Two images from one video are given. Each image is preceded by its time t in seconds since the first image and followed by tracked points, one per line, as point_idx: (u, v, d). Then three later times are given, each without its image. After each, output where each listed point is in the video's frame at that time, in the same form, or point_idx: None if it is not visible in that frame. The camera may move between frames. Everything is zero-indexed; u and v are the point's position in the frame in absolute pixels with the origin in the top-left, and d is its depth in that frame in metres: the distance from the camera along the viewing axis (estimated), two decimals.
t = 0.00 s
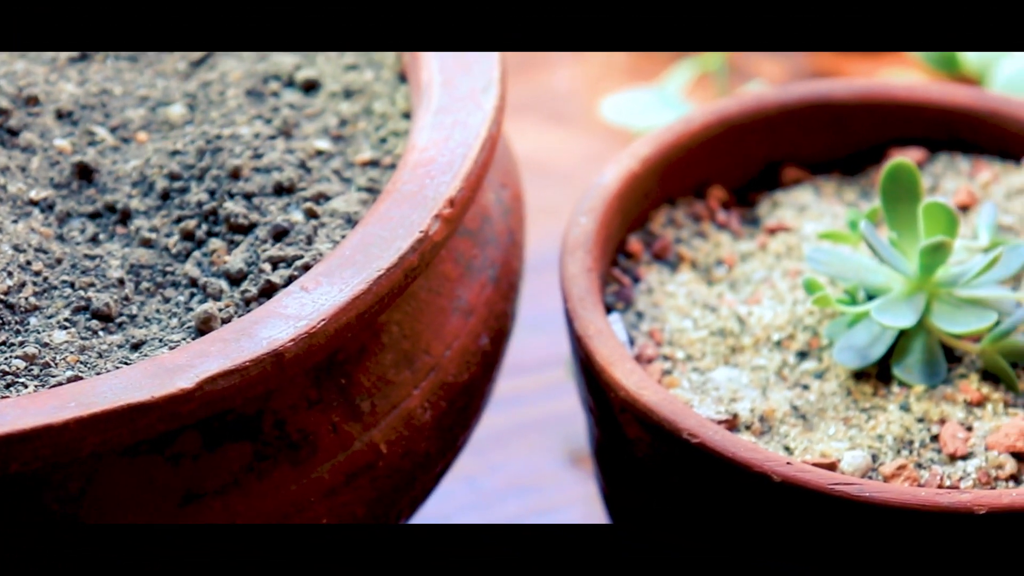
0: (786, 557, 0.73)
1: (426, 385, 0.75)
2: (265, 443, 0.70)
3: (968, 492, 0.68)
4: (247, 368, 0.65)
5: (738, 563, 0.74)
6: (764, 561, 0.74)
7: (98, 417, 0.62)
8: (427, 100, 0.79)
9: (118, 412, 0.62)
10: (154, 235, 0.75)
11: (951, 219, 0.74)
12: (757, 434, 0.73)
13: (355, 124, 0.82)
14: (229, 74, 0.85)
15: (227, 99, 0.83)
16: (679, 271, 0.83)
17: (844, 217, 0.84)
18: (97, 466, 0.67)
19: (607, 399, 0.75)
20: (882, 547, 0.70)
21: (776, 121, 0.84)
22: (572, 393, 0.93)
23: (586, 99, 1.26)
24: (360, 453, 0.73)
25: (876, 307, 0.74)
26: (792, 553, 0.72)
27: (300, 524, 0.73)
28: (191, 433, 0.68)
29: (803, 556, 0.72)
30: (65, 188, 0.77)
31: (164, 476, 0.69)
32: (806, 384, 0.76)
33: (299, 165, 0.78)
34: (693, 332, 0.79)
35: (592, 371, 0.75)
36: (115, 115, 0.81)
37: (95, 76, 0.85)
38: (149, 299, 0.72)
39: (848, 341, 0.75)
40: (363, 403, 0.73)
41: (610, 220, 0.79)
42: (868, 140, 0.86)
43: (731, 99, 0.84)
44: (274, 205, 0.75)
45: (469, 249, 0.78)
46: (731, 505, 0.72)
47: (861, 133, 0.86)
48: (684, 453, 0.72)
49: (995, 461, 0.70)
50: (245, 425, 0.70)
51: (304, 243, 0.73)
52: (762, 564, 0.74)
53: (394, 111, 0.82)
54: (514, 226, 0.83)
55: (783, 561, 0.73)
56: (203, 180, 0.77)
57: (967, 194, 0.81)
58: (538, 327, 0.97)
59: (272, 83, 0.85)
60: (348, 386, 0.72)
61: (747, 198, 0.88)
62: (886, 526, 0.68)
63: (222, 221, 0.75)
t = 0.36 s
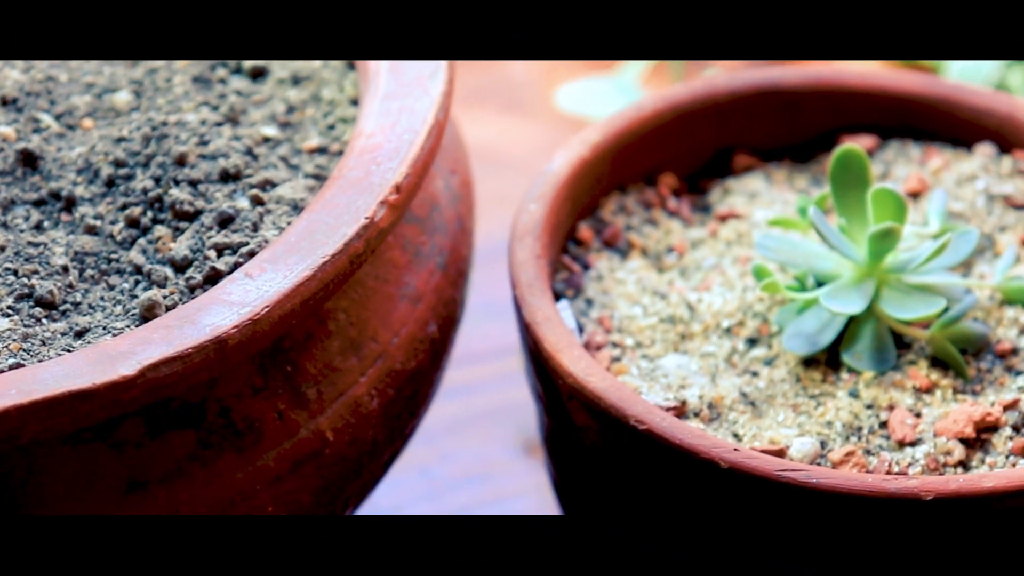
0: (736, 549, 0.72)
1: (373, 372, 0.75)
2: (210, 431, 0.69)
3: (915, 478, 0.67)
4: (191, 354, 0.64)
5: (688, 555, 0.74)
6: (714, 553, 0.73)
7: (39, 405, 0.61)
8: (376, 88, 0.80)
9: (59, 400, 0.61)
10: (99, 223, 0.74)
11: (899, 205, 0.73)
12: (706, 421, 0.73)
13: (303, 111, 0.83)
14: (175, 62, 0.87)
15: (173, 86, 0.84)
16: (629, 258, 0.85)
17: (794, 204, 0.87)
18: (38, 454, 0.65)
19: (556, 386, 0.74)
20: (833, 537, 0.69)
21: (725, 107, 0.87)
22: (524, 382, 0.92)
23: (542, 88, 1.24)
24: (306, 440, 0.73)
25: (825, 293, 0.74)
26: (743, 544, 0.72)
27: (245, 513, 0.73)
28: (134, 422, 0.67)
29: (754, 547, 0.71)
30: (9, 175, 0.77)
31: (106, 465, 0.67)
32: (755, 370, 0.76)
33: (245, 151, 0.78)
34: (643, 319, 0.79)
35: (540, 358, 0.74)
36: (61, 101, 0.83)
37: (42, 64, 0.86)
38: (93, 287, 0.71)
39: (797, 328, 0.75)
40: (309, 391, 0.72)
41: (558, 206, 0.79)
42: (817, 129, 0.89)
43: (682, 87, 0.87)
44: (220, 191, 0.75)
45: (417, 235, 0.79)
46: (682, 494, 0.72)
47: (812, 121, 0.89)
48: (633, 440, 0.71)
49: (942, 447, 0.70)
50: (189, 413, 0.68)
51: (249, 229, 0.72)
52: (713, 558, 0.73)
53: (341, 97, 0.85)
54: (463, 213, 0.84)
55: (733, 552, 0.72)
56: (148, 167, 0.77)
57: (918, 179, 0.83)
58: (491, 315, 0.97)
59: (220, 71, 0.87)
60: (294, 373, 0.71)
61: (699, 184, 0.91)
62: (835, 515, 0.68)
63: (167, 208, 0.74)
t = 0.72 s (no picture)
0: (712, 543, 0.72)
1: (349, 365, 0.75)
2: (186, 424, 0.68)
3: (890, 469, 0.67)
4: (165, 348, 0.63)
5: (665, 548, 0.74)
6: (691, 546, 0.73)
7: (12, 400, 0.60)
8: (350, 82, 0.81)
9: (33, 395, 0.60)
10: (73, 217, 0.74)
11: (874, 196, 0.73)
12: (682, 413, 0.73)
13: (278, 105, 0.84)
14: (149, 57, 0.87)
15: (149, 80, 0.84)
16: (605, 251, 0.85)
17: (770, 197, 0.88)
18: (11, 448, 0.64)
19: (533, 379, 0.74)
20: (807, 533, 0.69)
21: (700, 99, 0.88)
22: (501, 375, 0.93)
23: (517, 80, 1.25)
24: (282, 433, 0.72)
25: (801, 286, 0.74)
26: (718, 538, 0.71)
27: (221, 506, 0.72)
28: (109, 415, 0.66)
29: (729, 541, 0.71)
30: None
31: (81, 459, 0.66)
32: (732, 362, 0.76)
33: (220, 145, 0.78)
34: (619, 311, 0.80)
35: (516, 350, 0.74)
36: (35, 96, 0.84)
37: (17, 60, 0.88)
38: (68, 281, 0.71)
39: (772, 320, 0.75)
40: (285, 384, 0.72)
41: (533, 199, 0.80)
42: (790, 120, 0.91)
43: (657, 81, 0.88)
44: (195, 185, 0.75)
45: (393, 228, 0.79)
46: (660, 489, 0.71)
47: (785, 111, 0.90)
48: (610, 434, 0.71)
49: (918, 439, 0.70)
50: (166, 406, 0.67)
51: (224, 223, 0.72)
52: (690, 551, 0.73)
53: (316, 90, 0.85)
54: (440, 207, 0.84)
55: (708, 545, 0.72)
56: (123, 161, 0.77)
57: (894, 171, 0.85)
58: (462, 309, 0.97)
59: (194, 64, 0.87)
60: (270, 366, 0.71)
61: (674, 177, 0.92)
62: (807, 508, 0.67)
63: (142, 201, 0.74)
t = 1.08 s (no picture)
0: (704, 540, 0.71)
1: (343, 359, 0.75)
2: (181, 419, 0.69)
3: (883, 464, 0.67)
4: (160, 343, 0.63)
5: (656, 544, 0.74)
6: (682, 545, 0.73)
7: (9, 395, 0.60)
8: (344, 79, 0.82)
9: (29, 390, 0.61)
10: (68, 212, 0.75)
11: (867, 192, 0.74)
12: (676, 407, 0.73)
13: (272, 100, 0.84)
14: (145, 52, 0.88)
15: (143, 75, 0.85)
16: (598, 245, 0.86)
17: (762, 190, 0.88)
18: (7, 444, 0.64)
19: (527, 374, 0.74)
20: (800, 530, 0.69)
21: (692, 94, 0.89)
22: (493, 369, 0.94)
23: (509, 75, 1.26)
24: (277, 428, 0.72)
25: (794, 280, 0.74)
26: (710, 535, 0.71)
27: (216, 502, 0.72)
28: (104, 411, 0.66)
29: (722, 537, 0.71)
30: None
31: (76, 454, 0.66)
32: (725, 357, 0.76)
33: (215, 140, 0.78)
34: (612, 306, 0.80)
35: (509, 346, 0.74)
36: (30, 91, 0.84)
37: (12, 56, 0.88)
38: (63, 276, 0.71)
39: (766, 314, 0.75)
40: (279, 379, 0.72)
41: (526, 194, 0.80)
42: (783, 116, 0.91)
43: (649, 77, 0.89)
44: (190, 180, 0.75)
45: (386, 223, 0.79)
46: (651, 484, 0.71)
47: (778, 106, 0.91)
48: (603, 429, 0.70)
49: (911, 432, 0.70)
50: (160, 402, 0.67)
51: (219, 218, 0.72)
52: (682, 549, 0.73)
53: (311, 85, 0.86)
54: (433, 202, 0.85)
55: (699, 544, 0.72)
56: (118, 156, 0.77)
57: (886, 165, 0.85)
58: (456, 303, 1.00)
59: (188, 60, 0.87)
60: (264, 361, 0.71)
61: (667, 171, 0.93)
62: (802, 504, 0.67)
63: (137, 196, 0.74)
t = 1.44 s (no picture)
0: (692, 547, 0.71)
1: (330, 362, 0.75)
2: (168, 420, 0.68)
3: (871, 470, 0.66)
4: (148, 344, 0.63)
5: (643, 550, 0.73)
6: (670, 552, 0.72)
7: None
8: (331, 81, 0.82)
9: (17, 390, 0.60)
10: (56, 212, 0.74)
11: (854, 195, 0.74)
12: (663, 412, 0.73)
13: (260, 102, 0.84)
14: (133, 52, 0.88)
15: (131, 75, 0.85)
16: (586, 249, 0.86)
17: (749, 196, 0.88)
18: None
19: (515, 377, 0.73)
20: (789, 536, 0.68)
21: (680, 98, 0.89)
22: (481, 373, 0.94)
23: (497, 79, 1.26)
24: (264, 430, 0.72)
25: (782, 285, 0.74)
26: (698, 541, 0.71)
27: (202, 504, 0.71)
28: (91, 411, 0.65)
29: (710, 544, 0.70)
30: None
31: (63, 455, 0.66)
32: (712, 362, 0.77)
33: (202, 140, 0.78)
34: (600, 310, 0.80)
35: (497, 348, 0.74)
36: (18, 92, 0.84)
37: None
38: (51, 276, 0.71)
39: (753, 319, 0.75)
40: (266, 381, 0.72)
41: (514, 195, 0.80)
42: (771, 120, 0.92)
43: (636, 81, 0.89)
44: (177, 181, 0.75)
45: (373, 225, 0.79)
46: (639, 486, 0.71)
47: (766, 111, 0.91)
48: (589, 433, 0.70)
49: (899, 438, 0.70)
50: (147, 403, 0.67)
51: (207, 219, 0.72)
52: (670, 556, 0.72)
53: (299, 86, 0.86)
54: (420, 204, 0.85)
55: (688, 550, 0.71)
56: (105, 156, 0.77)
57: (874, 170, 0.85)
58: (443, 306, 0.99)
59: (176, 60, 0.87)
60: (251, 363, 0.71)
61: (655, 175, 0.93)
62: (792, 507, 0.67)
63: (125, 197, 0.74)
